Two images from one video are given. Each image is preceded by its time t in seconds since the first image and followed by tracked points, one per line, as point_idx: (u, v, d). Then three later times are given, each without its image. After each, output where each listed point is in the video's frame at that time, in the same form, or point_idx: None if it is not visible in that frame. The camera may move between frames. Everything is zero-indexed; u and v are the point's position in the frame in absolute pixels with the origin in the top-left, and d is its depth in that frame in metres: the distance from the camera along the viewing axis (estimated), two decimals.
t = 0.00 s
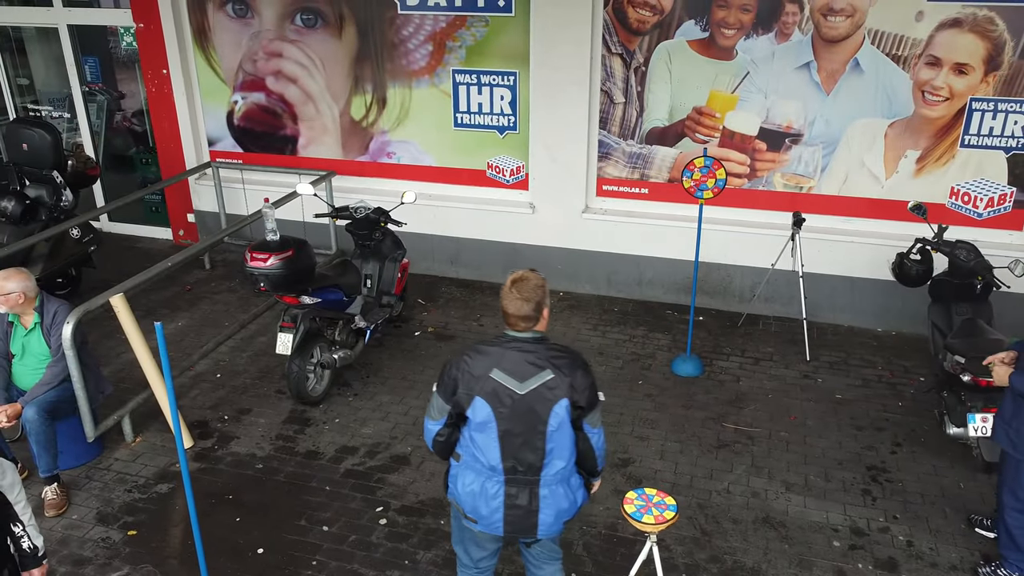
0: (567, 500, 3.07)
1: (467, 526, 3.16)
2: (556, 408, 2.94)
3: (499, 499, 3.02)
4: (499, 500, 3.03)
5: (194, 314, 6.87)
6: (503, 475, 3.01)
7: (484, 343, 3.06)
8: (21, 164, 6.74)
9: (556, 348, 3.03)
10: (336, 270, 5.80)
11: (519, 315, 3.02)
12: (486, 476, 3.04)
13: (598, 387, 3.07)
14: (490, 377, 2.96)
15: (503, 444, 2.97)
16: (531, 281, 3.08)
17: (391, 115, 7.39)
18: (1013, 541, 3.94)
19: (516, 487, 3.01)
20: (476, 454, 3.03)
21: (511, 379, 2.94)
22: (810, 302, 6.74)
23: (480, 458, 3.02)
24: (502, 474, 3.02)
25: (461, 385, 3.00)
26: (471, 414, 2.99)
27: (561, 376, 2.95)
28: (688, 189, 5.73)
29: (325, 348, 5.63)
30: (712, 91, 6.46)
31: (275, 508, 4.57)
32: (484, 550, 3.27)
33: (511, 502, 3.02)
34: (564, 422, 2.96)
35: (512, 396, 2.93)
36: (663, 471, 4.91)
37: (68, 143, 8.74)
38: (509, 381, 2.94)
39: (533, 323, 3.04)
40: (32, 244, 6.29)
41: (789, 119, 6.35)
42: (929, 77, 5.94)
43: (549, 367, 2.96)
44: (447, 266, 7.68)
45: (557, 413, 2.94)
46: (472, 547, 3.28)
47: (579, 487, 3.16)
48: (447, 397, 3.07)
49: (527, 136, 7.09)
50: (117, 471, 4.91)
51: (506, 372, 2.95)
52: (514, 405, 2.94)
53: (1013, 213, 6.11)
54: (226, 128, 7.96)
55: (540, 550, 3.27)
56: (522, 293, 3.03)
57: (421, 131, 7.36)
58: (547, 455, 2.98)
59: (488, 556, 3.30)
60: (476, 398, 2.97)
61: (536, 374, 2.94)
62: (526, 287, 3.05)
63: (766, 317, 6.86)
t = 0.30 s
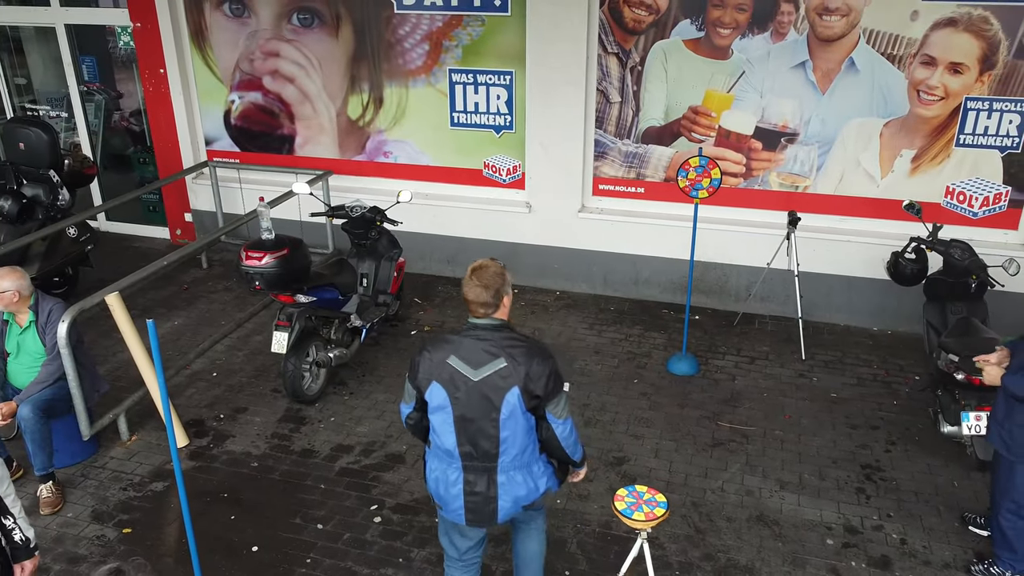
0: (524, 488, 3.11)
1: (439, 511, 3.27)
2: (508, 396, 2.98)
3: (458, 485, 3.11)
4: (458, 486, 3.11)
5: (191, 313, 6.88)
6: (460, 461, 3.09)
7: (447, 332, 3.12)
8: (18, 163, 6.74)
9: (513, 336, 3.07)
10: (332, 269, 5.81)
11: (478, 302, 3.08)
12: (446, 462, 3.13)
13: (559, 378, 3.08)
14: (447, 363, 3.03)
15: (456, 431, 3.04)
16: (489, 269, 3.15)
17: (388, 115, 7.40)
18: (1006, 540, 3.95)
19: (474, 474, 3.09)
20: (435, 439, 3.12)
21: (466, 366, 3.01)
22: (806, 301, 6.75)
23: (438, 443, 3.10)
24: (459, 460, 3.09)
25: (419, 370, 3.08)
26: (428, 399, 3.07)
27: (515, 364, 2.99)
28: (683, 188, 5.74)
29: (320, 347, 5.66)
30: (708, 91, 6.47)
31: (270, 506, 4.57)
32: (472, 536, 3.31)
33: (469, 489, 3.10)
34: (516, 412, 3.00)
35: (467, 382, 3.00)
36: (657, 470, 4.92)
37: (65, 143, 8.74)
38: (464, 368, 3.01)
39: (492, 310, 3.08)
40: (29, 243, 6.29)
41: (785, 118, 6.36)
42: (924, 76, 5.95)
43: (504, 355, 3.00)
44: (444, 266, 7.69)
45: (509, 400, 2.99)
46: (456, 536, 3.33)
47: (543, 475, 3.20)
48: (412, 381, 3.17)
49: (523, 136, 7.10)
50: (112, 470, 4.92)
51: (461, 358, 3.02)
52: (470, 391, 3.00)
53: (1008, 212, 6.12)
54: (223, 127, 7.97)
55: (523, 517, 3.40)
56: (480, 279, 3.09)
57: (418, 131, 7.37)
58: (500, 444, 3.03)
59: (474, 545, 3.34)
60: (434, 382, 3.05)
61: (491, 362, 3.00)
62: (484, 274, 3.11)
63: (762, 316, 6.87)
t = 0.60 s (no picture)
0: (524, 465, 3.29)
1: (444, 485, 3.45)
2: (510, 373, 3.15)
3: (461, 458, 3.29)
4: (462, 459, 3.30)
5: (190, 311, 6.89)
6: (464, 434, 3.28)
7: (455, 313, 3.29)
8: (17, 161, 6.75)
9: (516, 317, 3.25)
10: (331, 267, 5.81)
11: (486, 286, 3.28)
12: (452, 436, 3.32)
13: (561, 358, 3.25)
14: (454, 341, 3.21)
15: (461, 406, 3.23)
16: (498, 254, 3.34)
17: (387, 113, 7.40)
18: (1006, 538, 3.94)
19: (476, 448, 3.28)
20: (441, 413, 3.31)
21: (472, 343, 3.19)
22: (805, 299, 6.75)
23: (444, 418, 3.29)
24: (464, 434, 3.28)
25: (429, 347, 3.26)
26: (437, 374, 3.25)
27: (517, 342, 3.16)
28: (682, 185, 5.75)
29: (319, 344, 5.65)
30: (707, 89, 6.48)
31: (268, 503, 4.58)
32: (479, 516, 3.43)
33: (472, 462, 3.28)
34: (517, 391, 3.17)
35: (472, 358, 3.17)
36: (656, 467, 4.92)
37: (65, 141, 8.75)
38: (469, 345, 3.18)
39: (499, 293, 3.29)
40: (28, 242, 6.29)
41: (783, 117, 6.37)
42: (923, 74, 5.95)
43: (507, 335, 3.18)
44: (442, 264, 7.69)
45: (511, 376, 3.15)
46: (462, 518, 3.46)
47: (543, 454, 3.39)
48: (423, 359, 3.37)
49: (522, 134, 7.10)
50: (111, 467, 4.92)
51: (466, 335, 3.20)
52: (474, 367, 3.17)
53: (1006, 210, 6.13)
54: (222, 126, 7.97)
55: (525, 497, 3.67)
56: (488, 265, 3.29)
57: (417, 129, 7.37)
58: (502, 419, 3.20)
59: (479, 527, 3.45)
60: (442, 357, 3.23)
61: (495, 340, 3.17)
62: (492, 259, 3.30)
63: (760, 314, 6.87)
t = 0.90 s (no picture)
0: (555, 425, 3.51)
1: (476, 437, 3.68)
2: (547, 339, 3.37)
3: (495, 415, 3.51)
4: (495, 416, 3.52)
5: (191, 309, 6.89)
6: (499, 393, 3.49)
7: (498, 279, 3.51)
8: (18, 160, 6.75)
9: (554, 289, 3.46)
10: (332, 265, 5.82)
11: (530, 258, 3.49)
12: (487, 395, 3.52)
13: (595, 329, 3.48)
14: (495, 307, 3.43)
15: (499, 366, 3.44)
16: (543, 228, 3.53)
17: (388, 112, 7.40)
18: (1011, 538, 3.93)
19: (510, 407, 3.49)
20: (478, 372, 3.52)
21: (511, 310, 3.41)
22: (806, 297, 6.75)
23: (480, 376, 3.50)
24: (499, 393, 3.49)
25: (470, 310, 3.48)
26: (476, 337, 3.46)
27: (554, 311, 3.38)
28: (683, 184, 5.75)
29: (320, 343, 5.65)
30: (708, 87, 6.48)
31: (269, 501, 4.58)
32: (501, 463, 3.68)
33: (505, 420, 3.50)
34: (553, 356, 3.38)
35: (512, 324, 3.39)
36: (657, 465, 4.92)
37: (65, 140, 8.75)
38: (510, 311, 3.40)
39: (541, 266, 3.50)
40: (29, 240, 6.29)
41: (784, 115, 6.37)
42: (924, 73, 5.96)
43: (546, 304, 3.40)
44: (443, 263, 7.69)
45: (548, 344, 3.37)
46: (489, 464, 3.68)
47: (574, 416, 3.61)
48: (458, 322, 3.56)
49: (523, 132, 7.11)
50: (112, 465, 4.93)
51: (508, 301, 3.42)
52: (512, 332, 3.39)
53: (1007, 208, 6.13)
54: (223, 125, 7.97)
55: (543, 469, 3.75)
56: (534, 238, 3.49)
57: (417, 127, 7.38)
58: (536, 381, 3.42)
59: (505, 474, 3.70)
60: (482, 321, 3.45)
61: (534, 308, 3.39)
62: (538, 232, 3.50)
63: (761, 312, 6.88)
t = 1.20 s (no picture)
0: (575, 397, 3.68)
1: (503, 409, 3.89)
2: (567, 315, 3.55)
3: (518, 386, 3.71)
4: (519, 387, 3.72)
5: (194, 308, 6.89)
6: (523, 364, 3.69)
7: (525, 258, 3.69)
8: (19, 159, 6.76)
9: (576, 268, 3.63)
10: (335, 263, 5.83)
11: (555, 239, 3.66)
12: (511, 366, 3.72)
13: (614, 307, 3.65)
14: (520, 283, 3.61)
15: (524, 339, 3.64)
16: (568, 210, 3.71)
17: (389, 111, 7.40)
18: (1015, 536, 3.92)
19: (532, 378, 3.69)
20: (504, 346, 3.71)
21: (535, 287, 3.59)
22: (808, 296, 6.75)
23: (506, 349, 3.69)
24: (523, 364, 3.69)
25: (497, 286, 3.67)
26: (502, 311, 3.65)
27: (576, 288, 3.56)
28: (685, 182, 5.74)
29: (322, 341, 5.65)
30: (710, 86, 6.48)
31: (272, 499, 4.58)
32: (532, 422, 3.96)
33: (528, 392, 3.71)
34: (574, 329, 3.56)
35: (535, 299, 3.57)
36: (660, 463, 4.92)
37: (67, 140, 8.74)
38: (534, 287, 3.58)
39: (564, 246, 3.67)
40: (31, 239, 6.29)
41: (786, 114, 6.37)
42: (926, 72, 5.96)
43: (568, 282, 3.57)
44: (445, 262, 7.69)
45: (568, 319, 3.55)
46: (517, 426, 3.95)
47: (593, 389, 3.77)
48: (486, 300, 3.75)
49: (525, 132, 7.11)
50: (115, 463, 4.92)
51: (532, 278, 3.60)
52: (535, 308, 3.57)
53: (1009, 207, 6.13)
54: (225, 124, 7.97)
55: (552, 446, 3.81)
56: (560, 219, 3.66)
57: (419, 127, 7.38)
58: (557, 353, 3.60)
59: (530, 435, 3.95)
60: (507, 296, 3.63)
61: (557, 285, 3.57)
62: (563, 214, 3.67)
63: (763, 311, 6.88)
